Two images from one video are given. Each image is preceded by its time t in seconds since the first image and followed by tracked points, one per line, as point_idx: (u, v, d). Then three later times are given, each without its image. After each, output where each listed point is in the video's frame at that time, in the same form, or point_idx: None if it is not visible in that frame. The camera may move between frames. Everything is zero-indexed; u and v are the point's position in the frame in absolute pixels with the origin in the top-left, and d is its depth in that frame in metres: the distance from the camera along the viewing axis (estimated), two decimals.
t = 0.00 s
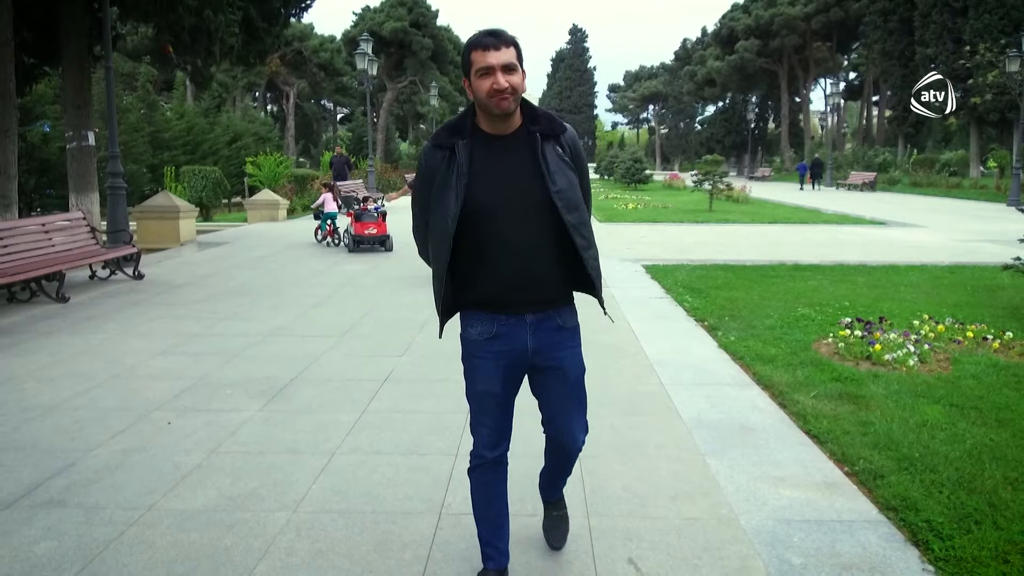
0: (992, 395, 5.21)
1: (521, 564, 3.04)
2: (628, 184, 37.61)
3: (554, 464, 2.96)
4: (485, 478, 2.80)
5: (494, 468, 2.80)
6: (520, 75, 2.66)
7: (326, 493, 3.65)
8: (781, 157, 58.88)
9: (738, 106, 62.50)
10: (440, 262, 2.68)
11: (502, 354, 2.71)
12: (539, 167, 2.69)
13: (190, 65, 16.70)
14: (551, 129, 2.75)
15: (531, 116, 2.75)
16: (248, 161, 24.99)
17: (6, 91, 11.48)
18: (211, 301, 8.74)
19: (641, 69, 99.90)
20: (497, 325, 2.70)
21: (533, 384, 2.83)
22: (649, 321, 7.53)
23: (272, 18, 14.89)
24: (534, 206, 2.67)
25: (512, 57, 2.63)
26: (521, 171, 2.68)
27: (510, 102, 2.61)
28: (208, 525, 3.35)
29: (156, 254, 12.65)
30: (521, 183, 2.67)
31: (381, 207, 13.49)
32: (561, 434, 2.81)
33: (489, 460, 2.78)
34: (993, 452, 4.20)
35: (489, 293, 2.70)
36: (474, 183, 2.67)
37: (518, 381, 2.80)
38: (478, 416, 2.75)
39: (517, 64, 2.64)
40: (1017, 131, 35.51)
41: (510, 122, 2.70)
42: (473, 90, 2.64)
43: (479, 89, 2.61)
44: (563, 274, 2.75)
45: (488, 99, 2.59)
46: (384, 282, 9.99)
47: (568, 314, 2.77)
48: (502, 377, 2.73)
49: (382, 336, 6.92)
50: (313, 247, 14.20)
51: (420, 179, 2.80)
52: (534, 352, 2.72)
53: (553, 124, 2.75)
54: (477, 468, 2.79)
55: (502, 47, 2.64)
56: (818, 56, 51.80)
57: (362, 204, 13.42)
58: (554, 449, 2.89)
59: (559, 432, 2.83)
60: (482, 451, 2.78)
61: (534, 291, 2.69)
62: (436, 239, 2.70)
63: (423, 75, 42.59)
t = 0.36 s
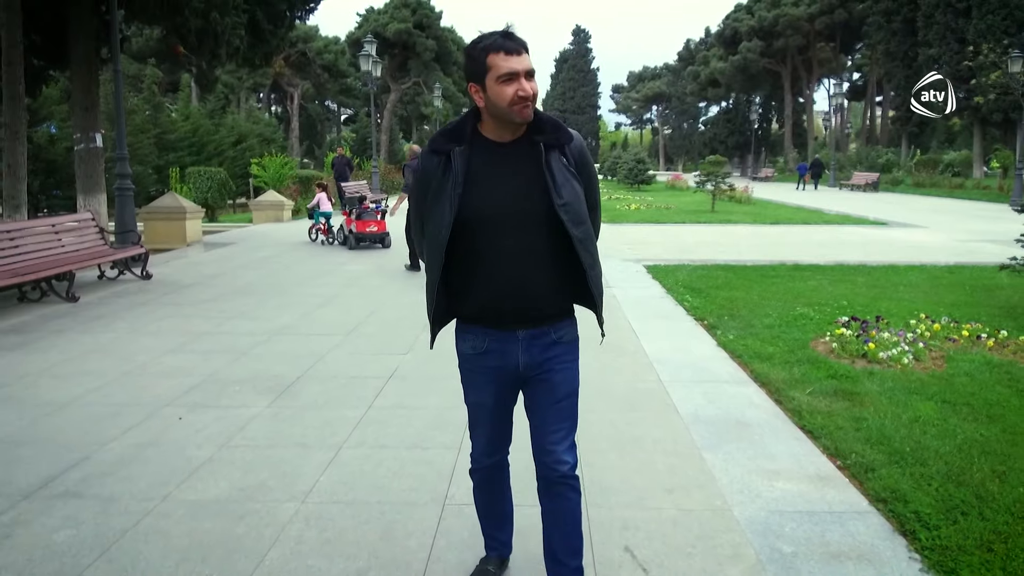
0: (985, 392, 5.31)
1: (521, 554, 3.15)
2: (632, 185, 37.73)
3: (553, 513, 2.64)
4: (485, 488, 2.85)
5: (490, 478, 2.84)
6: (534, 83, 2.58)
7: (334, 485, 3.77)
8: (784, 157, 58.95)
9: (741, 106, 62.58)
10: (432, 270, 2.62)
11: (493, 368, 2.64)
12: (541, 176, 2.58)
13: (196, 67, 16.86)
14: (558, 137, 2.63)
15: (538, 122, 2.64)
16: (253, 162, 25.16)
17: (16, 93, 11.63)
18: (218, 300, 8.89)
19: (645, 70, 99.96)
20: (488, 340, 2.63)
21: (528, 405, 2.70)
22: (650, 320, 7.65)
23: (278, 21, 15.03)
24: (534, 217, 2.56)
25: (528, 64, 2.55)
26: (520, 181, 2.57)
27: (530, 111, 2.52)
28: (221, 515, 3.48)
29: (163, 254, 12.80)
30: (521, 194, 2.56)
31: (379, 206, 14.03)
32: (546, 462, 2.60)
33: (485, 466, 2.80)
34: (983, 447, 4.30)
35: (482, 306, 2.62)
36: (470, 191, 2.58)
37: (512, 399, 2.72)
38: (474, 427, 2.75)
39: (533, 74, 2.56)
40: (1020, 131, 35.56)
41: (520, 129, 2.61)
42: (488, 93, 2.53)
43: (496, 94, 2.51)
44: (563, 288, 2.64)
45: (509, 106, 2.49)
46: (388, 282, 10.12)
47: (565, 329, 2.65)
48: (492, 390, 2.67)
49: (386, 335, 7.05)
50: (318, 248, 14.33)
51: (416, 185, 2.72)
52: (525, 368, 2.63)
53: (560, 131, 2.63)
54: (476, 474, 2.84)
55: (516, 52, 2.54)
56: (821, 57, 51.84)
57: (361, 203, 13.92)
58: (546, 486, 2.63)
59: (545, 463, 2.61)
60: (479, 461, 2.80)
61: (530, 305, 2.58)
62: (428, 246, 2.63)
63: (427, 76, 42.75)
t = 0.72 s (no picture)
0: (972, 386, 5.48)
1: (523, 539, 3.31)
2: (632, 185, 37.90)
3: (556, 524, 2.61)
4: (473, 496, 2.74)
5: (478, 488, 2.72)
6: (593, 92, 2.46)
7: (343, 473, 3.94)
8: (785, 157, 59.10)
9: (742, 107, 62.73)
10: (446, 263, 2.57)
11: (494, 379, 2.55)
12: (581, 188, 2.48)
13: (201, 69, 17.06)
14: (612, 153, 2.50)
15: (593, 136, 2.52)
16: (256, 163, 25.34)
17: (24, 95, 11.81)
18: (225, 299, 9.07)
19: (646, 70, 100.09)
20: (493, 349, 2.54)
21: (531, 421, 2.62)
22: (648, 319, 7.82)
23: (282, 24, 15.24)
24: (563, 227, 2.45)
25: (590, 72, 2.43)
26: (557, 189, 2.47)
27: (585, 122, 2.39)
28: (236, 501, 3.64)
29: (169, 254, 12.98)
30: (558, 204, 2.45)
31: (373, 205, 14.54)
32: (550, 471, 2.59)
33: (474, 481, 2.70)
34: (968, 439, 4.46)
35: (492, 309, 2.53)
36: (500, 191, 2.50)
37: (511, 412, 2.63)
38: (462, 437, 2.63)
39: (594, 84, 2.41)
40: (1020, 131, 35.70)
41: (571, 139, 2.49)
42: (542, 95, 2.40)
43: (551, 98, 2.38)
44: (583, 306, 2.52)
45: (562, 114, 2.36)
46: (391, 281, 10.29)
47: (576, 353, 2.53)
48: (491, 401, 2.57)
49: (390, 332, 7.23)
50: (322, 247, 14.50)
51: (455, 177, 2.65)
52: (527, 386, 2.54)
53: (617, 148, 2.51)
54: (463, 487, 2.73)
55: (580, 57, 2.42)
56: (822, 57, 51.99)
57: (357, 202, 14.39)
58: (551, 499, 2.60)
59: (551, 472, 2.59)
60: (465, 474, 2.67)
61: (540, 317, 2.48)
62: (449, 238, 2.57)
63: (429, 77, 42.93)
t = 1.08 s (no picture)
0: (956, 381, 5.66)
1: (521, 524, 3.49)
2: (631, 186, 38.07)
3: (554, 519, 2.67)
4: (473, 536, 2.50)
5: (485, 524, 2.50)
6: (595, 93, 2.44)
7: (349, 463, 4.12)
8: (783, 158, 59.31)
9: (741, 108, 62.92)
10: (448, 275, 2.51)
11: (502, 389, 2.50)
12: (586, 195, 2.46)
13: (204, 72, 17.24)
14: (617, 159, 2.49)
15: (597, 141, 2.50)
16: (256, 164, 25.52)
17: (31, 98, 11.99)
18: (229, 298, 9.25)
19: (645, 71, 100.25)
20: (498, 357, 2.50)
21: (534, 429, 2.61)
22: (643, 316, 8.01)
23: (284, 27, 15.45)
24: (571, 237, 2.43)
25: (591, 74, 2.41)
26: (564, 197, 2.44)
27: (586, 126, 2.38)
28: (248, 488, 3.82)
29: (172, 254, 13.16)
30: (565, 212, 2.43)
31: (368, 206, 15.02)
32: (553, 474, 2.62)
33: (477, 514, 2.48)
34: (948, 431, 4.64)
35: (496, 319, 2.48)
36: (506, 199, 2.45)
37: (518, 426, 2.57)
38: (471, 458, 2.50)
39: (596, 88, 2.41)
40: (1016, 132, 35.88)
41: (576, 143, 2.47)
42: (541, 99, 2.40)
43: (551, 102, 2.37)
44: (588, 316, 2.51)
45: (563, 118, 2.35)
46: (393, 281, 10.47)
47: (580, 361, 2.52)
48: (498, 412, 2.50)
49: (391, 330, 7.42)
50: (324, 248, 14.68)
51: (455, 184, 2.61)
52: (534, 396, 2.51)
53: (621, 154, 2.50)
54: (463, 522, 2.49)
55: (581, 60, 2.41)
56: (820, 58, 52.16)
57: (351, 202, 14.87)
58: (552, 497, 2.65)
59: (554, 473, 2.62)
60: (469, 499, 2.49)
61: (547, 328, 2.45)
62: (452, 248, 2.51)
63: (428, 78, 43.10)
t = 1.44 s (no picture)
0: (940, 377, 5.83)
1: (514, 511, 3.66)
2: (629, 186, 38.21)
3: (543, 507, 2.76)
4: (459, 557, 2.52)
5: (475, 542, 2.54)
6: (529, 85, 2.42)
7: (351, 453, 4.29)
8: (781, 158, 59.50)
9: (740, 108, 63.04)
10: (417, 300, 2.42)
11: (483, 409, 2.48)
12: (543, 190, 2.46)
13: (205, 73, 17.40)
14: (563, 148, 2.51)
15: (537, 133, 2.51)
16: (256, 165, 25.66)
17: (35, 99, 12.15)
18: (231, 297, 9.41)
19: (644, 72, 100.34)
20: (476, 372, 2.47)
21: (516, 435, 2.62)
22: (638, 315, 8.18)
23: (284, 29, 15.61)
24: (537, 235, 2.43)
25: (520, 67, 2.40)
26: (523, 195, 2.43)
27: (518, 120, 2.37)
28: (253, 477, 3.98)
29: (174, 254, 13.31)
30: (527, 210, 2.42)
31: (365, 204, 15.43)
32: (549, 486, 2.66)
33: (465, 536, 2.51)
34: (928, 423, 4.81)
35: (476, 331, 2.44)
36: (465, 209, 2.42)
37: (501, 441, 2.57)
38: (454, 481, 2.52)
39: (524, 77, 2.40)
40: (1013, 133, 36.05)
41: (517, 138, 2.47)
42: (471, 98, 2.42)
43: (479, 100, 2.39)
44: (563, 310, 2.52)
45: (491, 115, 2.35)
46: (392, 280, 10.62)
47: (559, 364, 2.55)
48: (481, 433, 2.50)
49: (391, 328, 7.58)
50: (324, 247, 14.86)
51: (404, 205, 2.57)
52: (519, 407, 2.51)
53: (566, 143, 2.52)
54: (451, 546, 2.52)
55: (511, 54, 2.39)
56: (819, 59, 52.27)
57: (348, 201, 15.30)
58: (542, 496, 2.72)
59: (547, 481, 2.66)
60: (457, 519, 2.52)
61: (527, 331, 2.44)
62: (417, 269, 2.44)
63: (428, 79, 43.23)
